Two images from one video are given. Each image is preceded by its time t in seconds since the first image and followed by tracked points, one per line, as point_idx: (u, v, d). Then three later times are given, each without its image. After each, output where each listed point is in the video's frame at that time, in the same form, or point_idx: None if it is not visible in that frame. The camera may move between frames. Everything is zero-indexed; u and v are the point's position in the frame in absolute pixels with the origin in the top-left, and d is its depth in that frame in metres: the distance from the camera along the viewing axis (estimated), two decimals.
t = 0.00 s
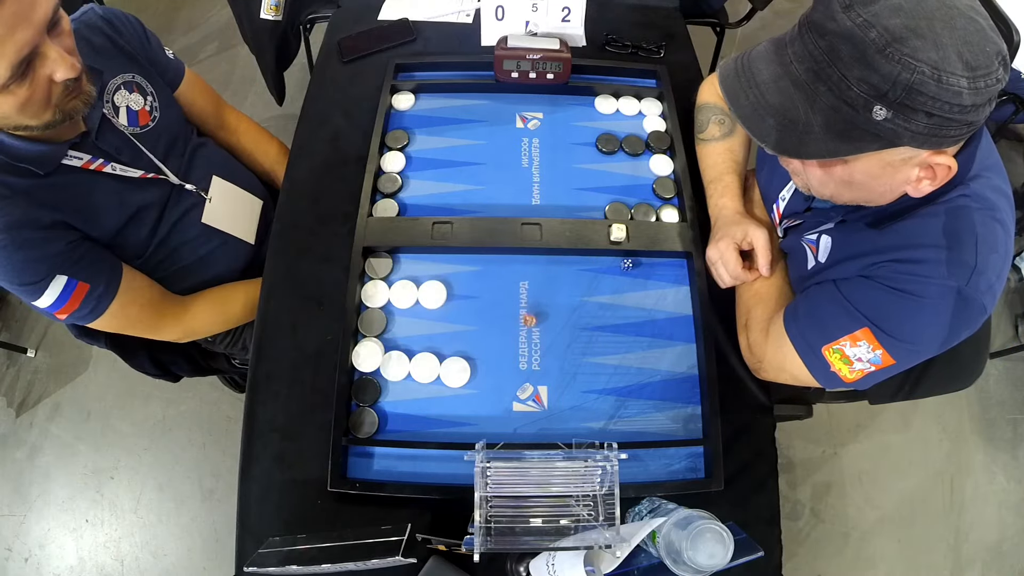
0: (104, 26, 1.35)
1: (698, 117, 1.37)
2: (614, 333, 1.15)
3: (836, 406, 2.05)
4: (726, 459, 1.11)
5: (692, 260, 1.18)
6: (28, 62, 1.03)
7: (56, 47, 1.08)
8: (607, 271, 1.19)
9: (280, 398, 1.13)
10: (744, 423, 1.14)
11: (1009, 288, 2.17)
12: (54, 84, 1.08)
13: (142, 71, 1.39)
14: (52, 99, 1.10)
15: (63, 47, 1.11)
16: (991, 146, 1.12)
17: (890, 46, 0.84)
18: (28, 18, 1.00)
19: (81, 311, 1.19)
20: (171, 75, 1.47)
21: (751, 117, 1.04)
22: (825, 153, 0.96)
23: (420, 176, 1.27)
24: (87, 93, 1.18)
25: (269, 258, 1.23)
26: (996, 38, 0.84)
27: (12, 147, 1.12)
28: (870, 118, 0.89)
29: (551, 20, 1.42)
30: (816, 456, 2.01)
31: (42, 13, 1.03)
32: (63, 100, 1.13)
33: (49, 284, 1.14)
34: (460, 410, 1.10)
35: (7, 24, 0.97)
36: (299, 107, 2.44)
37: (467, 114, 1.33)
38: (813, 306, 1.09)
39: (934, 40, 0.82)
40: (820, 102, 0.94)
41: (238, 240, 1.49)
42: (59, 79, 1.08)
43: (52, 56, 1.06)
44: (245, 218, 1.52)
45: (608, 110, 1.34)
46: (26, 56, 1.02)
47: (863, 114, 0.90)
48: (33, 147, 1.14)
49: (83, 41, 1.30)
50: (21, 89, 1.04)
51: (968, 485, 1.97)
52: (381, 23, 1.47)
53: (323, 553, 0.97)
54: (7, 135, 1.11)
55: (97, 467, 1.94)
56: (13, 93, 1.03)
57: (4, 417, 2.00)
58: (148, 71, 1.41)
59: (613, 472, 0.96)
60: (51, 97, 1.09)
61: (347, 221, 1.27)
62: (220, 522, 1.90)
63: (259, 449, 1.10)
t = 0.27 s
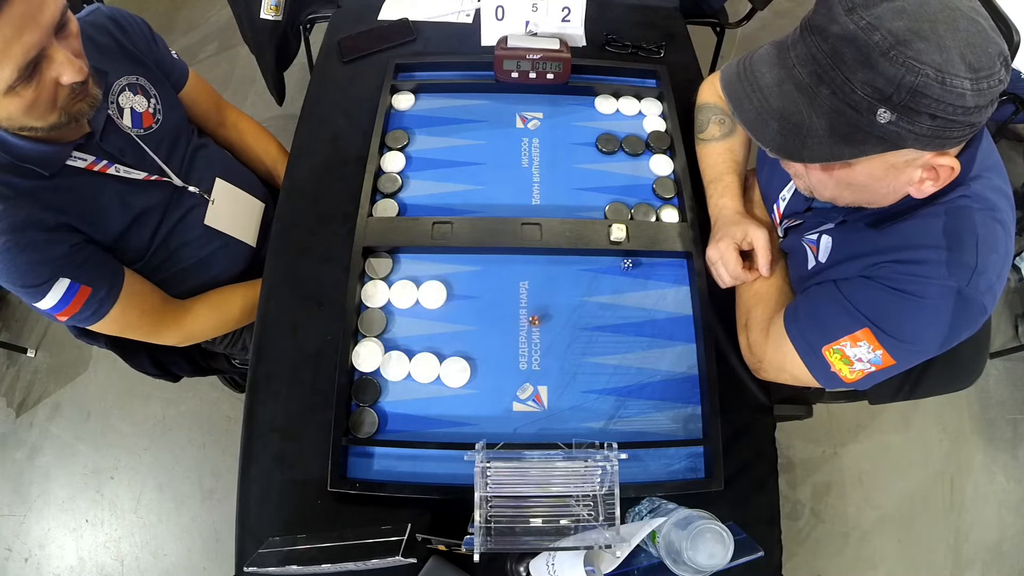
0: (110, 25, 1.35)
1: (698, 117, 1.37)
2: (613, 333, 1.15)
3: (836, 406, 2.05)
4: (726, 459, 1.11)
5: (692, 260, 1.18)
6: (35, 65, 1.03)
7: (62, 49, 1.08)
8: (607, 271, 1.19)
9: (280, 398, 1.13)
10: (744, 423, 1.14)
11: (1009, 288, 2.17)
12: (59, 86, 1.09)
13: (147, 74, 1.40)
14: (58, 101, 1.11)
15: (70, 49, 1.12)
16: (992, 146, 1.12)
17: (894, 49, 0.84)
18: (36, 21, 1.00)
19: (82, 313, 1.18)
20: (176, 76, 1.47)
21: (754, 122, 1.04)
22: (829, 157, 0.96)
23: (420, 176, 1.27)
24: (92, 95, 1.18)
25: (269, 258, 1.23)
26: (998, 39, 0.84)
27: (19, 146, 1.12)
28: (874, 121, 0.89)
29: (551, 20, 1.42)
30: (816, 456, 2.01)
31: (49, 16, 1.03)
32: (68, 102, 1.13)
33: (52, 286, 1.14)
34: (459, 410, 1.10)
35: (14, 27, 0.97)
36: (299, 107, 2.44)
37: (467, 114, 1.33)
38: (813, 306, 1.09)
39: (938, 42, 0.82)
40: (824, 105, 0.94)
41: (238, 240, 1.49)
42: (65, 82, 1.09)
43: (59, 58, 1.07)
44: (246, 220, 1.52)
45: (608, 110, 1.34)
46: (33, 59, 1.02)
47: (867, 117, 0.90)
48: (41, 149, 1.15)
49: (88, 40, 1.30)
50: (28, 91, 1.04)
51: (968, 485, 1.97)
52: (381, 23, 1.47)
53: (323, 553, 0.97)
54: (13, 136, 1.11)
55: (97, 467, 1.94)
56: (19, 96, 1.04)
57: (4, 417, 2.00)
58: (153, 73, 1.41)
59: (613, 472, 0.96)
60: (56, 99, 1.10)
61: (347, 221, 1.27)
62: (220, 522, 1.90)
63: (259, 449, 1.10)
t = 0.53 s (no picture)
0: (111, 24, 1.35)
1: (698, 117, 1.37)
2: (613, 333, 1.15)
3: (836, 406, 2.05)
4: (726, 459, 1.11)
5: (692, 260, 1.18)
6: (40, 62, 1.03)
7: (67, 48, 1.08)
8: (607, 271, 1.19)
9: (280, 398, 1.13)
10: (743, 422, 1.14)
11: (1009, 288, 2.17)
12: (64, 84, 1.08)
13: (149, 73, 1.39)
14: (62, 100, 1.10)
15: (75, 49, 1.12)
16: (991, 146, 1.12)
17: (888, 52, 0.84)
18: (41, 19, 1.00)
19: (82, 313, 1.18)
20: (177, 76, 1.47)
21: (750, 125, 1.05)
22: (826, 158, 0.96)
23: (420, 176, 1.27)
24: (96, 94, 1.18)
25: (269, 258, 1.23)
26: (994, 40, 0.84)
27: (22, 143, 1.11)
28: (869, 124, 0.89)
29: (551, 20, 1.42)
30: (816, 456, 2.01)
31: (55, 14, 1.03)
32: (71, 101, 1.13)
33: (53, 285, 1.14)
34: (459, 410, 1.10)
35: (21, 25, 0.97)
36: (299, 107, 2.44)
37: (467, 114, 1.33)
38: (813, 306, 1.09)
39: (932, 45, 0.82)
40: (819, 109, 0.94)
41: (238, 239, 1.49)
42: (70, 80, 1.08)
43: (64, 56, 1.06)
44: (247, 220, 1.52)
45: (608, 110, 1.34)
46: (39, 56, 1.02)
47: (863, 120, 0.90)
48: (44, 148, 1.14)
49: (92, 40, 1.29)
50: (32, 88, 1.04)
51: (968, 485, 1.97)
52: (381, 23, 1.47)
53: (323, 553, 0.97)
54: (15, 134, 1.10)
55: (97, 467, 1.94)
56: (24, 93, 1.03)
57: (4, 417, 2.00)
58: (155, 72, 1.41)
59: (613, 472, 0.96)
60: (60, 97, 1.09)
61: (347, 221, 1.27)
62: (220, 522, 1.90)
63: (259, 449, 1.10)
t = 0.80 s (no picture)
0: (113, 21, 1.34)
1: (698, 117, 1.37)
2: (613, 333, 1.15)
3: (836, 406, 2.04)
4: (726, 459, 1.11)
5: (692, 260, 1.18)
6: (61, 40, 1.08)
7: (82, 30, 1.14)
8: (607, 271, 1.19)
9: (280, 398, 1.13)
10: (744, 422, 1.14)
11: (1009, 288, 2.17)
12: (81, 62, 1.13)
13: (150, 69, 1.40)
14: (78, 81, 1.14)
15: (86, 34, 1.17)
16: (992, 145, 1.12)
17: (885, 49, 0.84)
18: None
19: (81, 307, 1.18)
20: (178, 73, 1.47)
21: (745, 113, 1.04)
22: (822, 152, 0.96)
23: (420, 176, 1.27)
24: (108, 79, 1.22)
25: (269, 258, 1.23)
26: (995, 47, 0.84)
27: (25, 135, 1.13)
28: (862, 120, 0.89)
29: (551, 21, 1.42)
30: (816, 456, 2.01)
31: None
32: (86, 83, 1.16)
33: (53, 277, 1.13)
34: (459, 410, 1.10)
35: (43, 4, 1.04)
36: (299, 107, 2.44)
37: (467, 114, 1.33)
38: (813, 306, 1.09)
39: (931, 45, 0.82)
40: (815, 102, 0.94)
41: (238, 239, 1.49)
42: (87, 57, 1.13)
43: (82, 34, 1.12)
44: (247, 219, 1.52)
45: (608, 110, 1.34)
46: (58, 34, 1.08)
47: (856, 115, 0.90)
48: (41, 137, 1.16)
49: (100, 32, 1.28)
50: (54, 68, 1.08)
51: (968, 485, 1.97)
52: (381, 23, 1.47)
53: (323, 553, 0.97)
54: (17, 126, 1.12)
55: (97, 467, 1.94)
56: (45, 71, 1.07)
57: (4, 417, 2.00)
58: (155, 68, 1.41)
59: (613, 472, 0.96)
60: (78, 77, 1.13)
61: (347, 221, 1.27)
62: (220, 522, 1.90)
63: (259, 449, 1.10)
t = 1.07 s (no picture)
0: (123, 14, 1.34)
1: (697, 117, 1.37)
2: (613, 333, 1.15)
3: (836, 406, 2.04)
4: (726, 459, 1.11)
5: (692, 260, 1.18)
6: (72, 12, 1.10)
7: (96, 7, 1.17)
8: (607, 271, 1.19)
9: (280, 398, 1.13)
10: (744, 423, 1.14)
11: (1009, 288, 2.17)
12: (92, 36, 1.14)
13: (157, 60, 1.39)
14: (88, 55, 1.15)
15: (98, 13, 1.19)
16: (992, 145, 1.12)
17: (883, 43, 0.84)
18: None
19: (62, 300, 1.14)
20: (183, 67, 1.46)
21: (741, 95, 1.04)
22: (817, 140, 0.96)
23: (420, 176, 1.27)
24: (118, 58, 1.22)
25: (269, 258, 1.23)
26: (997, 54, 0.83)
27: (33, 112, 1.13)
28: (854, 110, 0.90)
29: (551, 20, 1.42)
30: (816, 456, 2.01)
31: None
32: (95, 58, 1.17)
33: (42, 262, 1.11)
34: (459, 410, 1.10)
35: None
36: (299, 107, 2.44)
37: (467, 114, 1.33)
38: (813, 306, 1.09)
39: (929, 43, 0.82)
40: (810, 88, 0.94)
41: (238, 239, 1.49)
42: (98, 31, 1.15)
43: (94, 8, 1.14)
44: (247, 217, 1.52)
45: (608, 110, 1.34)
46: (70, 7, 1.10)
47: (850, 105, 0.90)
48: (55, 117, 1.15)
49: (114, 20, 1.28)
50: (64, 38, 1.09)
51: (968, 485, 1.97)
52: (381, 23, 1.47)
53: (323, 553, 0.97)
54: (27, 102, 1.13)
55: (97, 467, 1.94)
56: (57, 41, 1.08)
57: (4, 417, 2.00)
58: (161, 60, 1.40)
59: (613, 472, 0.96)
60: (87, 50, 1.14)
61: (346, 221, 1.27)
62: (220, 522, 1.90)
63: (259, 449, 1.10)
